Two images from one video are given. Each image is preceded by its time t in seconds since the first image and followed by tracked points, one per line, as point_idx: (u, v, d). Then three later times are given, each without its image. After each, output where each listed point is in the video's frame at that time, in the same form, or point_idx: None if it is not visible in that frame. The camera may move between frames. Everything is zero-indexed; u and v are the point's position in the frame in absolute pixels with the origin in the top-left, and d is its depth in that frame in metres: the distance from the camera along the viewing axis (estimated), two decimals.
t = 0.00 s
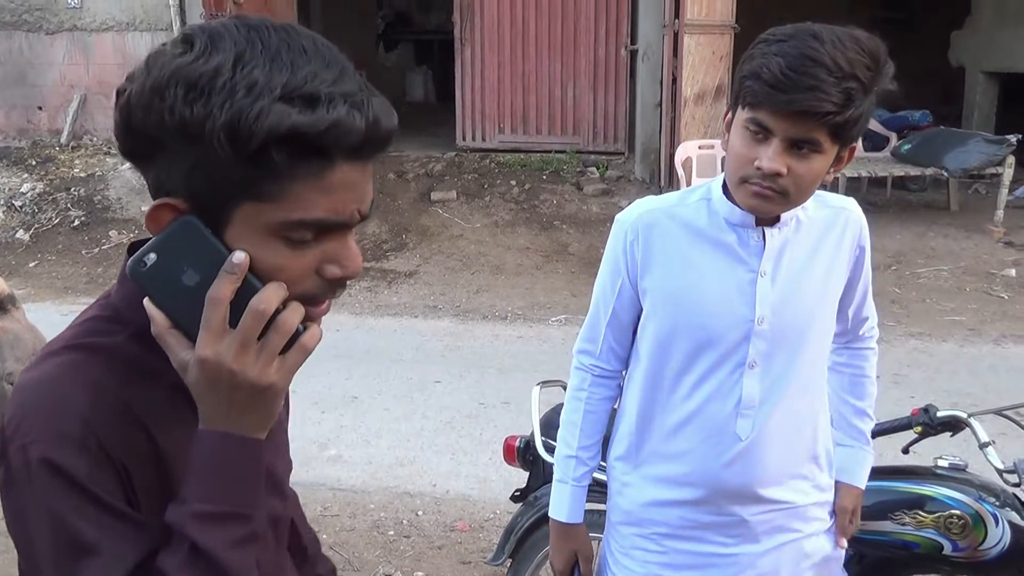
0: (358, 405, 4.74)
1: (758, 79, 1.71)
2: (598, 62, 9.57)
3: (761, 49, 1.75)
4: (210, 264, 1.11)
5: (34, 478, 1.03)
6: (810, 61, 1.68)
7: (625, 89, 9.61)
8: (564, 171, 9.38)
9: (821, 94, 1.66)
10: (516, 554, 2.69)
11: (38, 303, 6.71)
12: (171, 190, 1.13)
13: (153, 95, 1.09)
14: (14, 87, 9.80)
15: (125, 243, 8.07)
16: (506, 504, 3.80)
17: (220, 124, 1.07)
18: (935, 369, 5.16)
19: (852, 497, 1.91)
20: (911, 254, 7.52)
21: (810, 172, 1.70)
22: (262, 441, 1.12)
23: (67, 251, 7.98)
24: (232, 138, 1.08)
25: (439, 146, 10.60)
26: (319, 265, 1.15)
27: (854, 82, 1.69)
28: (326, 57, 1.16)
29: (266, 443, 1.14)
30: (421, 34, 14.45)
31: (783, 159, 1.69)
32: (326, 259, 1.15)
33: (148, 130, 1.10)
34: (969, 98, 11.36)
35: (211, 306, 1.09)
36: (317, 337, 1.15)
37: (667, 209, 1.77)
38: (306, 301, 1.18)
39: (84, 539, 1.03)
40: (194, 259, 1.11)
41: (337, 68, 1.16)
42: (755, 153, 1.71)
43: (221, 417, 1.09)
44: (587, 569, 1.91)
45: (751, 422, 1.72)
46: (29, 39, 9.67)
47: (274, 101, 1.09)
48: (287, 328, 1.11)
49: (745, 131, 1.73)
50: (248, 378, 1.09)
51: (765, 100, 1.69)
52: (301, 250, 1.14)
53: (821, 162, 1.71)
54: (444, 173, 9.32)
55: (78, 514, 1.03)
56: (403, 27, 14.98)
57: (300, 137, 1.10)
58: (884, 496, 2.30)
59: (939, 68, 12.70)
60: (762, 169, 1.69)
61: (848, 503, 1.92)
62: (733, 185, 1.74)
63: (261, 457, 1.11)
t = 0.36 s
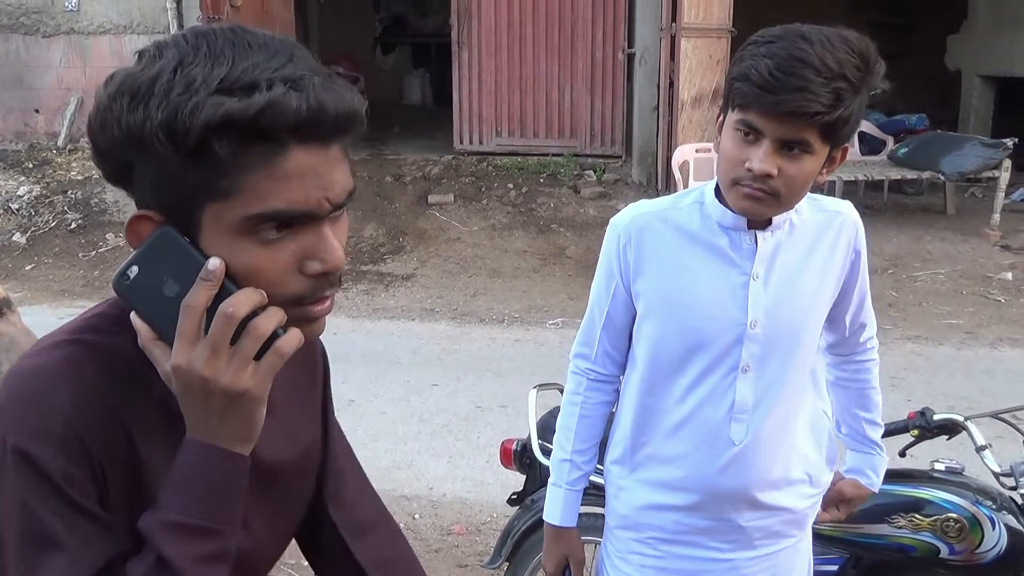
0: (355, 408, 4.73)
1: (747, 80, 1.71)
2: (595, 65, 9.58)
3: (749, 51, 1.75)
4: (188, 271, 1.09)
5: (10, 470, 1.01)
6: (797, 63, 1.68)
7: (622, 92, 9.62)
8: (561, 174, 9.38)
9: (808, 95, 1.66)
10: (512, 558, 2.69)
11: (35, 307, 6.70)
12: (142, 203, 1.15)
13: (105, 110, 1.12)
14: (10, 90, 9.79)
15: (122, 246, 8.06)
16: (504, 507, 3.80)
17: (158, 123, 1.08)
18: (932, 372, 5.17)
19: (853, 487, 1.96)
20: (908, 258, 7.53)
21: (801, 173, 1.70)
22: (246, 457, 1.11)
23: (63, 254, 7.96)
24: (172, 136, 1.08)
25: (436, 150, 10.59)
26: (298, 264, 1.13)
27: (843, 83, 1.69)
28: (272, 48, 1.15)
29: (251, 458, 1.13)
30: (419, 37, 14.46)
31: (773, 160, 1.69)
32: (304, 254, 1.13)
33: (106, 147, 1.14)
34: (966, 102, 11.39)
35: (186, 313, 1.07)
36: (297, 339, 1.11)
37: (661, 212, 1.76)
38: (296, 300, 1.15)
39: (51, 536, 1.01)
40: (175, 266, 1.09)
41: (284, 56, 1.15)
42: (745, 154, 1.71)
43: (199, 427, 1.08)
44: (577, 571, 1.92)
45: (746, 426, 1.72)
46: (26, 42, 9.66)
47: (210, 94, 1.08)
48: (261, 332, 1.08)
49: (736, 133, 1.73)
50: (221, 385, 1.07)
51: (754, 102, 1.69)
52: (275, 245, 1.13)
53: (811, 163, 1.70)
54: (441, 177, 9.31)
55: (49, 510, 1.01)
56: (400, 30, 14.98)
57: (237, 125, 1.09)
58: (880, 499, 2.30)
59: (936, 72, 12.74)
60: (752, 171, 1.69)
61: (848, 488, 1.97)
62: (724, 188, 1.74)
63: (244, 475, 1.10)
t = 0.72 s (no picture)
0: (355, 410, 4.73)
1: (746, 85, 1.71)
2: (595, 66, 9.58)
3: (750, 55, 1.75)
4: (170, 273, 1.11)
5: None
6: (797, 67, 1.68)
7: (622, 93, 9.61)
8: (561, 176, 9.38)
9: (808, 100, 1.66)
10: (512, 560, 2.68)
11: (34, 308, 6.70)
12: (130, 204, 1.16)
13: (92, 109, 1.14)
14: (10, 91, 9.79)
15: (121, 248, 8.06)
16: (503, 509, 3.79)
17: (142, 122, 1.10)
18: (931, 374, 5.17)
19: (858, 503, 1.97)
20: (907, 259, 7.52)
21: (800, 177, 1.70)
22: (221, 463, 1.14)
23: (62, 255, 7.96)
24: (156, 134, 1.10)
25: (437, 151, 10.60)
26: (282, 266, 1.14)
27: (842, 87, 1.69)
28: (259, 50, 1.18)
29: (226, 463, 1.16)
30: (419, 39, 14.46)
31: (773, 165, 1.69)
32: (288, 257, 1.14)
33: (94, 147, 1.15)
34: (965, 103, 11.40)
35: (166, 314, 1.09)
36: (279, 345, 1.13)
37: (661, 215, 1.77)
38: (283, 303, 1.16)
39: (18, 528, 1.04)
40: (157, 268, 1.11)
41: (271, 59, 1.17)
42: (745, 159, 1.71)
43: (176, 429, 1.11)
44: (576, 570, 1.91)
45: (748, 428, 1.72)
46: (25, 43, 9.67)
47: (195, 95, 1.10)
48: (239, 336, 1.10)
49: (736, 137, 1.73)
50: (196, 387, 1.10)
51: (754, 106, 1.69)
52: (256, 247, 1.14)
53: (811, 168, 1.70)
54: (441, 178, 9.31)
55: (22, 503, 1.05)
56: (399, 31, 14.99)
57: (221, 126, 1.11)
58: (880, 501, 2.30)
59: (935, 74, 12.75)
60: (752, 175, 1.69)
61: (853, 508, 1.97)
62: (725, 192, 1.74)
63: (217, 480, 1.12)
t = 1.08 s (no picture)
0: (355, 409, 4.72)
1: (740, 81, 1.71)
2: (595, 66, 9.58)
3: (744, 51, 1.75)
4: (195, 255, 1.17)
5: (36, 445, 1.11)
6: (791, 62, 1.68)
7: (622, 93, 9.61)
8: (561, 175, 9.38)
9: (802, 94, 1.66)
10: (512, 560, 2.68)
11: (34, 308, 6.70)
12: (149, 190, 1.21)
13: (110, 101, 1.19)
14: (9, 91, 9.80)
15: (121, 247, 8.05)
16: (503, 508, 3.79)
17: (162, 111, 1.15)
18: (932, 373, 5.17)
19: (849, 505, 1.95)
20: (907, 259, 7.52)
21: (797, 173, 1.69)
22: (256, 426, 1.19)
23: (63, 255, 7.96)
24: (175, 122, 1.16)
25: (437, 151, 10.58)
26: (297, 243, 1.21)
27: (838, 81, 1.69)
28: (266, 40, 1.24)
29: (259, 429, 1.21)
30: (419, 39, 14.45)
31: (770, 161, 1.68)
32: (303, 234, 1.21)
33: (113, 136, 1.20)
34: (965, 103, 11.40)
35: (193, 292, 1.15)
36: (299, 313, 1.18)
37: (658, 214, 1.77)
38: (297, 280, 1.22)
39: (76, 506, 1.11)
40: (181, 250, 1.17)
41: (278, 48, 1.23)
42: (742, 155, 1.71)
43: (210, 399, 1.16)
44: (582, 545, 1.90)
45: (747, 428, 1.72)
46: (26, 43, 9.67)
47: (210, 83, 1.16)
48: (264, 305, 1.15)
49: (732, 133, 1.73)
50: (228, 356, 1.15)
51: (750, 102, 1.69)
52: (273, 226, 1.20)
53: (808, 163, 1.70)
54: (441, 178, 9.30)
55: (78, 484, 1.11)
56: (400, 31, 14.98)
57: (238, 112, 1.16)
58: (880, 500, 2.30)
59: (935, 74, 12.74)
60: (749, 171, 1.69)
61: (842, 508, 1.95)
62: (722, 189, 1.74)
63: (254, 445, 1.18)
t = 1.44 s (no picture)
0: (356, 408, 4.72)
1: (732, 79, 1.71)
2: (594, 63, 9.57)
3: (737, 50, 1.76)
4: (236, 219, 1.19)
5: (94, 394, 1.14)
6: (783, 60, 1.68)
7: (622, 91, 9.60)
8: (561, 174, 9.38)
9: (793, 93, 1.66)
10: (514, 557, 2.69)
11: (34, 308, 6.70)
12: (196, 163, 1.25)
13: (161, 78, 1.23)
14: (8, 91, 9.80)
15: (121, 247, 8.04)
16: (505, 506, 3.80)
17: (206, 85, 1.19)
18: (932, 370, 5.17)
19: (859, 521, 1.91)
20: (907, 256, 7.53)
21: (789, 171, 1.69)
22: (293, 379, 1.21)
23: (63, 255, 7.96)
24: (219, 96, 1.19)
25: (437, 149, 10.58)
26: (331, 211, 1.23)
27: (829, 79, 1.68)
28: (303, 22, 1.26)
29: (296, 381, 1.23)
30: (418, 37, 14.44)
31: (762, 159, 1.69)
32: (336, 202, 1.23)
33: (164, 111, 1.24)
34: (965, 100, 11.39)
35: (234, 252, 1.17)
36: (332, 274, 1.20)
37: (656, 211, 1.79)
38: (329, 246, 1.24)
39: (132, 452, 1.14)
40: (224, 216, 1.19)
41: (313, 29, 1.26)
42: (734, 154, 1.71)
43: (251, 352, 1.17)
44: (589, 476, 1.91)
45: (745, 425, 1.72)
46: (24, 43, 9.69)
47: (251, 59, 1.19)
48: (299, 263, 1.17)
49: (724, 132, 1.73)
50: (266, 310, 1.17)
51: (740, 101, 1.69)
52: (308, 192, 1.22)
53: (800, 161, 1.70)
54: (441, 176, 9.30)
55: (133, 432, 1.14)
56: (398, 30, 14.97)
57: (276, 85, 1.19)
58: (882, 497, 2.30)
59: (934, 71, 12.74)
60: (741, 170, 1.69)
61: (853, 523, 1.91)
62: (716, 188, 1.74)
63: (289, 396, 1.19)
